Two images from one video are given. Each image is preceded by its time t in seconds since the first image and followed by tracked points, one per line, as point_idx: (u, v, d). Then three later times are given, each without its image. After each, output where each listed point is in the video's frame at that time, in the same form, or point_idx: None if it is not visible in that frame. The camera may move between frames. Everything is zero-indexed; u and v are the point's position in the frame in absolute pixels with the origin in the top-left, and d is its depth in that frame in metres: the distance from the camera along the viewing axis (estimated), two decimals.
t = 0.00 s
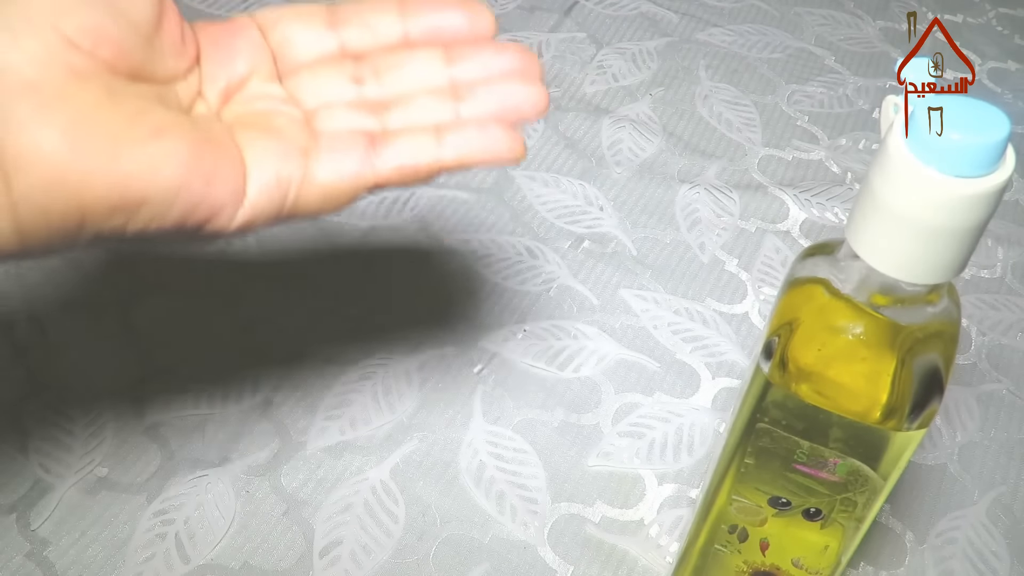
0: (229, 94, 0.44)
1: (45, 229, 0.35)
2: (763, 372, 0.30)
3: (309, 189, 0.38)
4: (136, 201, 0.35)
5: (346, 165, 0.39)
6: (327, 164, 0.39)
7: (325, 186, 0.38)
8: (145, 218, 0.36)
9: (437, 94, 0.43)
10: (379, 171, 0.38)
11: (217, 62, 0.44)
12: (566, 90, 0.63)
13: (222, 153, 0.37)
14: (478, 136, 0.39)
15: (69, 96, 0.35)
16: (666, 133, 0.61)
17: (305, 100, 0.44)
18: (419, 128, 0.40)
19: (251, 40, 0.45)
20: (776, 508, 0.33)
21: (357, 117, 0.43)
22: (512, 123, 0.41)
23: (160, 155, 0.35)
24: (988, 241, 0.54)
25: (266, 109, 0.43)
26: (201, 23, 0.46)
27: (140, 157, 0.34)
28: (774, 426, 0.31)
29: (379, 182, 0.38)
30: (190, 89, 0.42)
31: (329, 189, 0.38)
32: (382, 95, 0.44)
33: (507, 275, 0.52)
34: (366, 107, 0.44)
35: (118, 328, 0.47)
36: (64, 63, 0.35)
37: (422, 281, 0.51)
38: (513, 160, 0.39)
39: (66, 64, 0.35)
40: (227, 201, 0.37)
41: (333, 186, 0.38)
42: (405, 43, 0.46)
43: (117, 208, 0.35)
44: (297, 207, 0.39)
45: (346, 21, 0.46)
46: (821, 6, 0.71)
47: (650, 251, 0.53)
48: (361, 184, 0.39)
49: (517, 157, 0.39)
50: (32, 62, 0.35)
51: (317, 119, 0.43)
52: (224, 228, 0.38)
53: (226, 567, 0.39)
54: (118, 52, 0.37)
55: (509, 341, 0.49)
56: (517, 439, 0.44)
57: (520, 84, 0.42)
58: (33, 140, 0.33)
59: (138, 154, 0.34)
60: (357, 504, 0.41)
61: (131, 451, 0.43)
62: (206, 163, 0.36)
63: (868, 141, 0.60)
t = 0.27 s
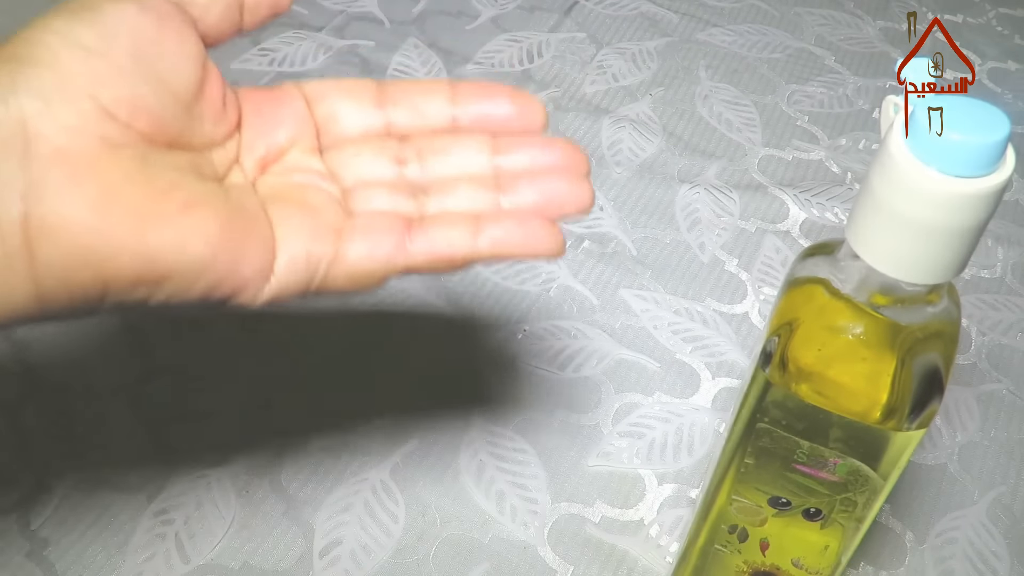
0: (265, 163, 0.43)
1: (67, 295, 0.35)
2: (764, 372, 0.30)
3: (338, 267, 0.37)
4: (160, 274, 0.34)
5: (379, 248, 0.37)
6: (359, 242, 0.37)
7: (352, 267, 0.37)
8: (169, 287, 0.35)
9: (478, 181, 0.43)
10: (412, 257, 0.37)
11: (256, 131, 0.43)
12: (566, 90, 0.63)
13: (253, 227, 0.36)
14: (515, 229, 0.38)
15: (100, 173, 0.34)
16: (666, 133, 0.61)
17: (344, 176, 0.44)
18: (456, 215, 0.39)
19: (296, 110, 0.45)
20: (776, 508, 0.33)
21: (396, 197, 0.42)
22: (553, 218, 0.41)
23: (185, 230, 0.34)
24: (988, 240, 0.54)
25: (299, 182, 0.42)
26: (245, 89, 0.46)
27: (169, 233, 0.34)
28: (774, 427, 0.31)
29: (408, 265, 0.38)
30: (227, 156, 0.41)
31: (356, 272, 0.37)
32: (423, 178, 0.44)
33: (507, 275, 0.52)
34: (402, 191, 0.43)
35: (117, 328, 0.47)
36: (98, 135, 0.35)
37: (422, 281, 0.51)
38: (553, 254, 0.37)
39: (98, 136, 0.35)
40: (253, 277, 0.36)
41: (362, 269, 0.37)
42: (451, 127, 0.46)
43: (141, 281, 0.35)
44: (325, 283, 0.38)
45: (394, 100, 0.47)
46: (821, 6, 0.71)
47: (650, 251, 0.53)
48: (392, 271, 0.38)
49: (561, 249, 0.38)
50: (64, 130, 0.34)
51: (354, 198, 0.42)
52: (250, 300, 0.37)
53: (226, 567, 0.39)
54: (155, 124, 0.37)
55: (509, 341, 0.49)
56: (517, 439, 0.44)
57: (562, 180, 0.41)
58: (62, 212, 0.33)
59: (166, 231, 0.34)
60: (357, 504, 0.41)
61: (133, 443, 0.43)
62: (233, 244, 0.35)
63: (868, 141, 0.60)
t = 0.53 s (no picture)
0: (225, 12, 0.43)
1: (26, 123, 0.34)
2: (764, 372, 0.30)
3: (308, 82, 0.38)
4: (123, 93, 0.34)
5: (346, 55, 0.38)
6: (326, 47, 0.39)
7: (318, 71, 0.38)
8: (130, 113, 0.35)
9: None
10: (381, 57, 0.38)
11: None
12: (566, 90, 0.63)
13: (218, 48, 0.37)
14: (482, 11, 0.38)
15: None
16: (666, 133, 0.61)
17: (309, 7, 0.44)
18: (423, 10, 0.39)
19: None
20: (776, 508, 0.33)
21: (355, 7, 0.43)
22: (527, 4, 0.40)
23: (148, 47, 0.34)
24: (988, 240, 0.54)
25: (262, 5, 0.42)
26: None
27: (127, 49, 0.34)
28: (774, 427, 0.31)
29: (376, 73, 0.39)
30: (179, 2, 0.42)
31: (327, 80, 0.39)
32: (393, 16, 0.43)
33: (507, 275, 0.52)
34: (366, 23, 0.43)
35: (117, 330, 0.47)
36: None
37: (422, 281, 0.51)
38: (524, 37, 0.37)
39: None
40: (222, 92, 0.37)
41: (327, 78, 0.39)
42: None
43: (106, 102, 0.34)
44: (295, 102, 0.39)
45: None
46: (821, 6, 0.71)
47: (650, 251, 0.53)
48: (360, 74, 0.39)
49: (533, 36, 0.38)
50: None
51: (316, 11, 0.43)
52: (217, 123, 0.38)
53: (226, 567, 0.39)
54: None
55: (510, 341, 0.49)
56: (517, 439, 0.44)
57: None
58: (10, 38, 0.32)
59: (124, 48, 0.34)
60: (357, 504, 0.41)
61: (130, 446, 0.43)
62: (192, 60, 0.35)
63: (868, 141, 0.60)
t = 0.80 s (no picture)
0: (246, 127, 0.43)
1: (81, 262, 0.35)
2: (764, 372, 0.30)
3: (330, 228, 0.37)
4: (167, 245, 0.35)
5: (361, 209, 0.38)
6: (347, 203, 0.38)
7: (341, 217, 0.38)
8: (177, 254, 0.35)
9: (441, 140, 0.45)
10: (393, 214, 0.38)
11: (233, 100, 0.43)
12: (566, 90, 0.63)
13: (250, 196, 0.37)
14: (483, 184, 0.40)
15: (111, 148, 0.35)
16: (666, 133, 0.61)
17: (320, 139, 0.44)
18: (427, 178, 0.41)
19: (269, 83, 0.45)
20: (776, 508, 0.33)
21: (372, 160, 0.43)
22: (515, 169, 0.42)
23: (189, 200, 0.35)
24: (988, 240, 0.54)
25: (281, 151, 0.42)
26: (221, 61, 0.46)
27: (174, 203, 0.35)
28: (774, 427, 0.31)
29: (392, 205, 0.38)
30: (211, 131, 0.41)
31: (342, 237, 0.38)
32: (390, 139, 0.45)
33: (507, 275, 0.52)
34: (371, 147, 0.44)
35: (117, 328, 0.47)
36: (106, 114, 0.36)
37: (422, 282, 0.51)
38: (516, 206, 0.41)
39: (106, 119, 0.36)
40: (253, 240, 0.36)
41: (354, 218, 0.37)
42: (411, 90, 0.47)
43: (156, 249, 0.35)
44: (319, 246, 0.38)
45: (360, 66, 0.47)
46: (821, 6, 0.71)
47: (650, 251, 0.53)
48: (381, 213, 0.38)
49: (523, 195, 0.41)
50: (72, 111, 0.35)
51: (332, 160, 0.43)
52: (247, 270, 0.37)
53: (226, 567, 0.39)
54: (150, 95, 0.38)
55: (509, 341, 0.49)
56: (517, 439, 0.44)
57: (517, 134, 0.44)
58: (70, 183, 0.34)
59: (174, 200, 0.35)
60: (357, 504, 0.41)
61: (129, 447, 0.43)
62: (235, 211, 0.36)
63: (868, 141, 0.60)
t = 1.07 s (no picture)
0: (248, 182, 0.41)
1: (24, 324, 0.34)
2: (763, 372, 0.30)
3: (311, 300, 0.35)
4: (112, 310, 0.33)
5: (352, 279, 0.35)
6: (337, 270, 0.36)
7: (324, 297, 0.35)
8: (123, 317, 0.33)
9: (462, 208, 0.41)
10: (390, 288, 0.35)
11: (238, 146, 0.42)
12: (566, 90, 0.63)
13: (221, 260, 0.34)
14: (494, 262, 0.36)
15: (57, 203, 0.33)
16: (666, 133, 0.61)
17: (325, 199, 0.42)
18: (435, 250, 0.38)
19: (282, 131, 0.44)
20: (776, 508, 0.33)
21: (375, 224, 0.41)
22: (537, 247, 0.38)
23: (141, 263, 0.32)
24: (988, 240, 0.54)
25: (279, 210, 0.40)
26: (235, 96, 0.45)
27: (121, 267, 0.32)
28: (774, 427, 0.31)
29: (381, 287, 0.35)
30: (203, 180, 0.39)
31: (329, 305, 0.35)
32: (404, 202, 0.42)
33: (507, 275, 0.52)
34: (384, 220, 0.42)
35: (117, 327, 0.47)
36: (53, 164, 0.34)
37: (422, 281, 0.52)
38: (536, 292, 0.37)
39: (53, 167, 0.34)
40: (217, 310, 0.34)
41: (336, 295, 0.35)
42: (439, 147, 0.45)
43: (94, 313, 0.33)
44: (296, 316, 0.36)
45: (382, 116, 0.45)
46: (821, 6, 0.71)
47: (650, 251, 0.53)
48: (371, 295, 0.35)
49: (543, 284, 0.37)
50: (17, 161, 0.33)
51: (333, 221, 0.41)
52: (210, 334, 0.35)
53: (226, 567, 0.39)
54: (118, 149, 0.35)
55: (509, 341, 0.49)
56: (517, 439, 0.44)
57: (547, 206, 0.39)
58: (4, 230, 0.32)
59: (119, 265, 0.32)
60: (357, 504, 0.42)
61: (128, 443, 0.42)
62: (194, 272, 0.33)
63: (868, 141, 0.60)
